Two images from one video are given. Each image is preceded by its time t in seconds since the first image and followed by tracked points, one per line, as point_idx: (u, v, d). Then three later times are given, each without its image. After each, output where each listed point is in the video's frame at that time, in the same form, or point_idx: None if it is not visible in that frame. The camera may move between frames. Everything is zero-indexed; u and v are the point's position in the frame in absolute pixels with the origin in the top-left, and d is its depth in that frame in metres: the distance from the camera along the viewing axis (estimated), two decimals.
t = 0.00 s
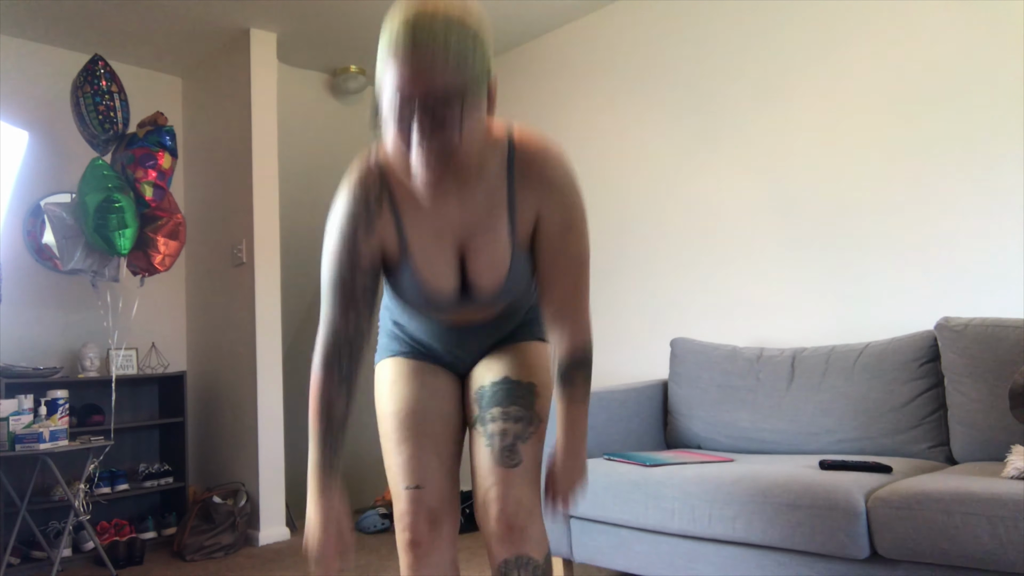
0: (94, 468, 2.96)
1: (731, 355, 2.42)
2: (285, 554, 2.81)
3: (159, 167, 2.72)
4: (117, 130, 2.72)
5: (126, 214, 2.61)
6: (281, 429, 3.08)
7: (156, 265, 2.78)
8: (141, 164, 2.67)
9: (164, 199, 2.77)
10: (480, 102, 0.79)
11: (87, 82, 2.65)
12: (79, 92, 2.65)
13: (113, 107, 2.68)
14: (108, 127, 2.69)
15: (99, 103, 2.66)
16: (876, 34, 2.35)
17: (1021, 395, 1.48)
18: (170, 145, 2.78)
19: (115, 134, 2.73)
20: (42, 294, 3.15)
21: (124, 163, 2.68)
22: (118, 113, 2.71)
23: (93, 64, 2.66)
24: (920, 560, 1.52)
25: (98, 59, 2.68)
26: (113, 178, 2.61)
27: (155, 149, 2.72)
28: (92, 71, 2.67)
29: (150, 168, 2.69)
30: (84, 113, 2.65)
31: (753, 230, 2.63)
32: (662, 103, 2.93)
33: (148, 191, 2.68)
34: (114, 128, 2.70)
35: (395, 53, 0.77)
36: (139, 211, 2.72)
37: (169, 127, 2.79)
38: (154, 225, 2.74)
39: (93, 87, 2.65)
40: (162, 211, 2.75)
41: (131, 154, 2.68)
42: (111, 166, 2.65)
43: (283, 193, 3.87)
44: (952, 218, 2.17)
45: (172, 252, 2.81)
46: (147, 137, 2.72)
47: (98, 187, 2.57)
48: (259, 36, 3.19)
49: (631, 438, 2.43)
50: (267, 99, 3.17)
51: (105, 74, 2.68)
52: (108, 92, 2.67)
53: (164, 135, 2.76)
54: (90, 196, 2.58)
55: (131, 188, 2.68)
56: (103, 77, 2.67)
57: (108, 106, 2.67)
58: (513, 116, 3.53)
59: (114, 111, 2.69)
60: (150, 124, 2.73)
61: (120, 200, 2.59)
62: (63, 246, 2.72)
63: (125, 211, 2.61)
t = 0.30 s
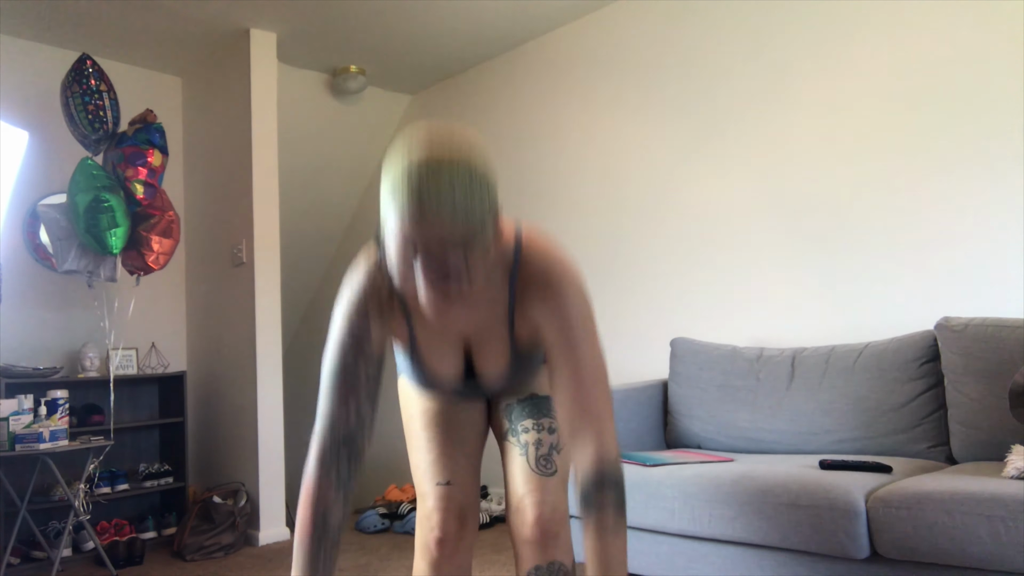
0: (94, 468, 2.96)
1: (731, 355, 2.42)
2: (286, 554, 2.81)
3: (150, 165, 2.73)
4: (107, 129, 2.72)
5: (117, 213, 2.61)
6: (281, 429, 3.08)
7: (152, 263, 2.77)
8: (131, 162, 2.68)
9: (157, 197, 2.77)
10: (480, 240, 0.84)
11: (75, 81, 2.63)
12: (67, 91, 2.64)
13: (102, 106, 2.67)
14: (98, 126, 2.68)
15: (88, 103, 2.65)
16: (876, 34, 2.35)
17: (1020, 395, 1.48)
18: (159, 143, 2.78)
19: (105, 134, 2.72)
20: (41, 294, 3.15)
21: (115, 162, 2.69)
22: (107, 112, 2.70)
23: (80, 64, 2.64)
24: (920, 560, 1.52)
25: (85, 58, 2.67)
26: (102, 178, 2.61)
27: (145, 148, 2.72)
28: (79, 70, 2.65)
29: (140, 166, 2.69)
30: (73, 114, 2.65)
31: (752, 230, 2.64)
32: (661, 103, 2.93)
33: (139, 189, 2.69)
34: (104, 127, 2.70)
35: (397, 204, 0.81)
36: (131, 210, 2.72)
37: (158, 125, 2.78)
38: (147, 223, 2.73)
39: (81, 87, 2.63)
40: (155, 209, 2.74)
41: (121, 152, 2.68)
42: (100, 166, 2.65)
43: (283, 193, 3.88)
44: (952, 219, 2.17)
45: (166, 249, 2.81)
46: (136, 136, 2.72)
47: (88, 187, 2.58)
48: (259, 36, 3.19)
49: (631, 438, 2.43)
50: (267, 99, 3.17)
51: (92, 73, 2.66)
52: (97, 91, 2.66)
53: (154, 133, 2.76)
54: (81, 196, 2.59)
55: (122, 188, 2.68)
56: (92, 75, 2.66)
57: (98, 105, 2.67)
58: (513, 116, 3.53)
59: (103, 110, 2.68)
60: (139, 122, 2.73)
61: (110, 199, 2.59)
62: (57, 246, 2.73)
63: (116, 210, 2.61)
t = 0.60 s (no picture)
0: (94, 468, 2.96)
1: (731, 355, 2.42)
2: (286, 553, 2.81)
3: (149, 165, 2.72)
4: (102, 128, 2.71)
5: (117, 213, 2.61)
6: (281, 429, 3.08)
7: (150, 263, 2.77)
8: (129, 162, 2.67)
9: (155, 197, 2.77)
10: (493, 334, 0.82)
11: (70, 80, 2.63)
12: (62, 91, 2.64)
13: (97, 105, 2.67)
14: (92, 125, 2.68)
15: (83, 102, 2.64)
16: (876, 33, 2.34)
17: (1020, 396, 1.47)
18: (159, 142, 2.76)
19: (101, 133, 2.72)
20: (41, 294, 3.15)
21: (114, 162, 2.68)
22: (102, 111, 2.69)
23: (75, 62, 2.64)
24: (920, 560, 1.52)
25: (79, 57, 2.66)
26: (102, 178, 2.61)
27: (145, 147, 2.71)
28: (74, 68, 2.64)
29: (139, 166, 2.69)
30: (68, 113, 2.64)
31: (753, 230, 2.63)
32: (661, 102, 2.93)
33: (138, 190, 2.69)
34: (98, 125, 2.68)
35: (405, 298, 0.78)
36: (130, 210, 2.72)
37: (157, 124, 2.77)
38: (146, 223, 2.73)
39: (76, 86, 2.63)
40: (153, 209, 2.75)
41: (120, 152, 2.67)
42: (99, 166, 2.65)
43: (283, 193, 3.88)
44: (953, 218, 2.17)
45: (165, 249, 2.80)
46: (135, 136, 2.71)
47: (89, 187, 2.58)
48: (258, 36, 3.19)
49: (631, 439, 2.43)
50: (267, 99, 3.17)
51: (87, 72, 2.65)
52: (92, 90, 2.65)
53: (153, 133, 2.74)
54: (81, 196, 2.59)
55: (121, 188, 2.68)
56: (86, 74, 2.65)
57: (92, 104, 2.66)
58: (513, 115, 3.53)
59: (98, 109, 2.67)
60: (138, 121, 2.71)
61: (110, 199, 2.60)
62: (54, 246, 2.71)
63: (116, 210, 2.61)
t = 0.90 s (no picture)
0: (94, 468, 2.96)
1: (731, 354, 2.42)
2: (286, 553, 2.81)
3: (154, 165, 2.72)
4: (108, 128, 2.71)
5: (123, 214, 2.61)
6: (281, 429, 3.08)
7: (153, 263, 2.78)
8: (136, 163, 2.67)
9: (160, 198, 2.77)
10: (499, 332, 0.93)
11: (77, 79, 2.62)
12: (69, 90, 2.64)
13: (103, 105, 2.67)
14: (99, 125, 2.68)
15: (90, 102, 2.64)
16: (876, 33, 2.34)
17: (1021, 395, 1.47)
18: (164, 143, 2.76)
19: (107, 132, 2.72)
20: (41, 293, 3.15)
21: (119, 162, 2.67)
22: (108, 111, 2.69)
23: (83, 61, 2.64)
24: (920, 560, 1.52)
25: (87, 56, 2.65)
26: (108, 178, 2.61)
27: (150, 148, 2.71)
28: (82, 67, 2.64)
29: (145, 167, 2.69)
30: (75, 112, 2.64)
31: (753, 230, 2.63)
32: (661, 102, 2.93)
33: (144, 190, 2.68)
34: (105, 125, 2.69)
35: (413, 284, 0.89)
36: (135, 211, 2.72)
37: (163, 125, 2.77)
38: (150, 224, 2.74)
39: (83, 85, 2.62)
40: (158, 209, 2.76)
41: (126, 152, 2.67)
42: (105, 166, 2.64)
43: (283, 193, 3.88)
44: (952, 218, 2.17)
45: (168, 250, 2.82)
46: (142, 136, 2.71)
47: (95, 187, 2.57)
48: (258, 36, 3.19)
49: (631, 439, 2.43)
50: (267, 99, 3.17)
51: (94, 71, 2.65)
52: (99, 90, 2.65)
53: (159, 133, 2.74)
54: (87, 197, 2.57)
55: (127, 188, 2.68)
56: (94, 74, 2.65)
57: (99, 104, 2.66)
58: (513, 115, 3.53)
59: (105, 109, 2.67)
60: (145, 122, 2.71)
61: (117, 200, 2.59)
62: (57, 245, 2.72)
63: (122, 210, 2.60)
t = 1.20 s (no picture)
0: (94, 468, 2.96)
1: (731, 354, 2.42)
2: (286, 554, 2.81)
3: (160, 166, 2.72)
4: (115, 128, 2.70)
5: (128, 215, 2.61)
6: (281, 429, 3.08)
7: (158, 264, 2.78)
8: (142, 163, 2.67)
9: (165, 199, 2.78)
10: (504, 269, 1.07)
11: (85, 78, 2.62)
12: (78, 89, 2.64)
13: (110, 105, 2.66)
14: (106, 124, 2.67)
15: (97, 101, 2.64)
16: (875, 35, 2.35)
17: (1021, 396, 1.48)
18: (172, 145, 2.78)
19: (114, 132, 2.71)
20: (42, 293, 3.15)
21: (126, 162, 2.67)
22: (116, 110, 2.69)
23: (91, 61, 2.64)
24: (919, 560, 1.52)
25: (95, 56, 2.65)
26: (115, 178, 2.61)
27: (158, 149, 2.73)
28: (89, 66, 2.64)
29: (151, 167, 2.69)
30: (82, 111, 2.64)
31: (753, 230, 2.63)
32: (661, 103, 2.93)
33: (149, 191, 2.69)
34: (112, 125, 2.68)
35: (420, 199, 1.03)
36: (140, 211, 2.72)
37: (170, 126, 2.79)
38: (156, 225, 2.74)
39: (90, 84, 2.62)
40: (163, 210, 2.75)
41: (132, 153, 2.67)
42: (111, 166, 2.64)
43: (283, 193, 3.88)
44: (952, 219, 2.17)
45: (173, 251, 2.81)
46: (149, 137, 2.73)
47: (101, 187, 2.57)
48: (258, 36, 3.19)
49: (631, 439, 2.43)
50: (267, 99, 3.17)
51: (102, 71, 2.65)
52: (106, 90, 2.65)
53: (166, 134, 2.76)
54: (93, 197, 2.57)
55: (132, 188, 2.68)
56: (102, 73, 2.65)
57: (106, 103, 2.65)
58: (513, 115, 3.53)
59: (112, 108, 2.67)
60: (152, 123, 2.73)
61: (123, 201, 2.60)
62: (63, 244, 2.71)
63: (128, 211, 2.61)
